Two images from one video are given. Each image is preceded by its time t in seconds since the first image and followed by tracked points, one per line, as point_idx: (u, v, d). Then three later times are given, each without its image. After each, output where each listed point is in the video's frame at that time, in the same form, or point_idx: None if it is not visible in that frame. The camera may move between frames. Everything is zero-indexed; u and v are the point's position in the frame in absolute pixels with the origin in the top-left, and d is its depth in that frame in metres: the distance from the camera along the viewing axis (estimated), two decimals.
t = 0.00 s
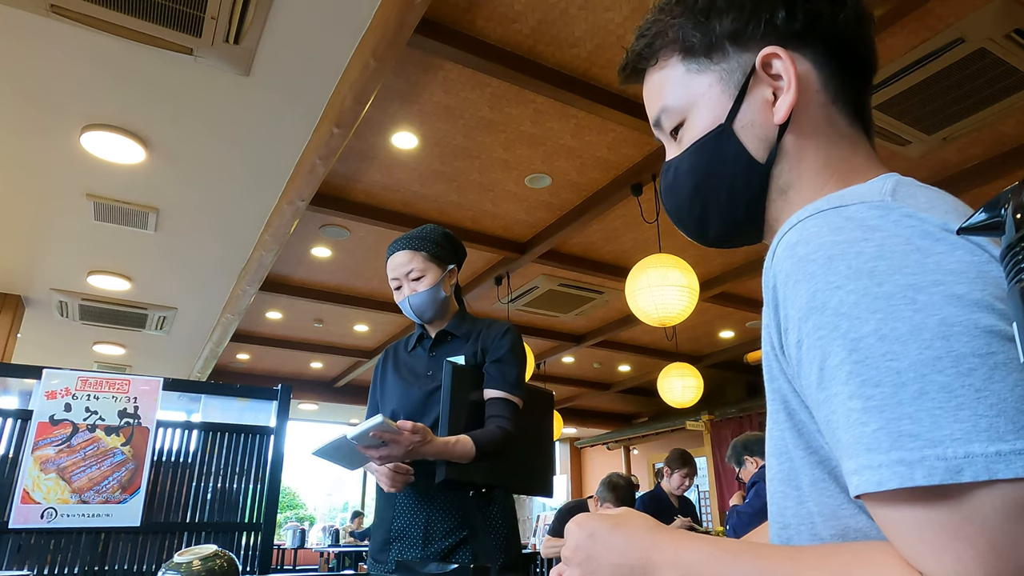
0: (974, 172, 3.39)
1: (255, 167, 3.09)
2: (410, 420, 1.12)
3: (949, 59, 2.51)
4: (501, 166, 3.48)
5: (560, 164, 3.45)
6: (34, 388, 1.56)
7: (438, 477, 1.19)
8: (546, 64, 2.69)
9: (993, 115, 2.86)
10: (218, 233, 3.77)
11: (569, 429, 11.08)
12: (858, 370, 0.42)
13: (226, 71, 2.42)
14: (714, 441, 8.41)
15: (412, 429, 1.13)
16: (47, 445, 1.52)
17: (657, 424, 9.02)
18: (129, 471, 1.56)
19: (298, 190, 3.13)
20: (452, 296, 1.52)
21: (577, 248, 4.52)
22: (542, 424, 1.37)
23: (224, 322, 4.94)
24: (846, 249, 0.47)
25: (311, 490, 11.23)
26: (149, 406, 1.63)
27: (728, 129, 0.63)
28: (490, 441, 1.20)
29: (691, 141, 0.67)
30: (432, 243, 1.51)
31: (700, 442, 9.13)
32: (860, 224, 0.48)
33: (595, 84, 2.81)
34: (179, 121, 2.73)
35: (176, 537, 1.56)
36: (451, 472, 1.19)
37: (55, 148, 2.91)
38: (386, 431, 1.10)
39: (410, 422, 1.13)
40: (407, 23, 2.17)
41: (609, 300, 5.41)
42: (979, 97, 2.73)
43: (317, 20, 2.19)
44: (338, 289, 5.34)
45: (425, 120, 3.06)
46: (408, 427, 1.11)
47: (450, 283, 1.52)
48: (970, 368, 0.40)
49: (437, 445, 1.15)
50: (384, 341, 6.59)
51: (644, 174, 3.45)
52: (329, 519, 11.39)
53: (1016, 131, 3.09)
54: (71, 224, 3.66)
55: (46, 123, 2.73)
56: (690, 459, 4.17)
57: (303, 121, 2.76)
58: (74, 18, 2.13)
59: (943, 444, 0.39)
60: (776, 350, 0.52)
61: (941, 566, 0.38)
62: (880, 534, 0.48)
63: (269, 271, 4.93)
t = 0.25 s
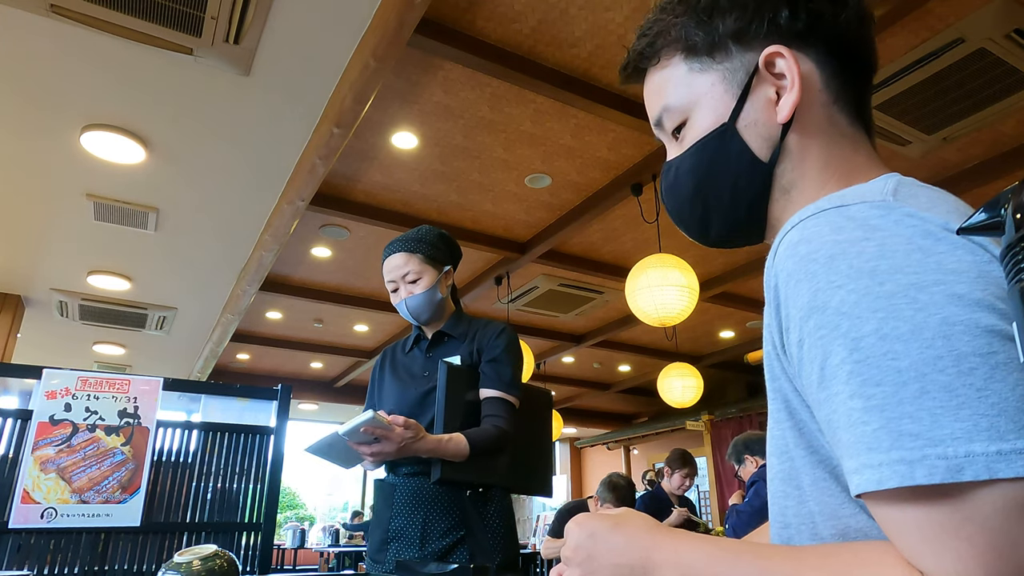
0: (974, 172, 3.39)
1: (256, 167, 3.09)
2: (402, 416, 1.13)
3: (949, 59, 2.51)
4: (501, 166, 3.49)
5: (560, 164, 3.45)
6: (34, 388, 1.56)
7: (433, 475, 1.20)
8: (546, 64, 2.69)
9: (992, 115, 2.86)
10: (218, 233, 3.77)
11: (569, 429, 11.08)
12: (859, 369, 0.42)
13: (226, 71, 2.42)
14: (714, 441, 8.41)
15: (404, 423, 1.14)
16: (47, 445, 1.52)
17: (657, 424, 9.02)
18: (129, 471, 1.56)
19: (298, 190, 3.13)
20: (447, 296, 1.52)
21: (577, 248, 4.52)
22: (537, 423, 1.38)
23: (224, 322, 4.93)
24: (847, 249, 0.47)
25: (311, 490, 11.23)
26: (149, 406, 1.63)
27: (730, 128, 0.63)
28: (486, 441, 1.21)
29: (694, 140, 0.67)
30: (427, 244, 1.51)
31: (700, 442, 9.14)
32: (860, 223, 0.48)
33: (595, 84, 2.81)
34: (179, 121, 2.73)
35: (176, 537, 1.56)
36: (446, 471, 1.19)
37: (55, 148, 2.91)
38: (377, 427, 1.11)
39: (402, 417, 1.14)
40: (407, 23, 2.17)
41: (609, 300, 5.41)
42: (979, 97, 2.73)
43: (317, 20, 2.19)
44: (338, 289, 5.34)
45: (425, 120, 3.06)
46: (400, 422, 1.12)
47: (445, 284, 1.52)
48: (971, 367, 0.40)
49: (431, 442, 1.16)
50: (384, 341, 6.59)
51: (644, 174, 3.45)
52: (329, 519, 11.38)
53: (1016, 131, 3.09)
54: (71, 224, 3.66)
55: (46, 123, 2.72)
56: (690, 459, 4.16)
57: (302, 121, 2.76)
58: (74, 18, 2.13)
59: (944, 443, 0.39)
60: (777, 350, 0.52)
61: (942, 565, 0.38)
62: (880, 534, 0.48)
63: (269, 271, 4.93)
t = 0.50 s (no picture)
0: (974, 172, 3.39)
1: (256, 167, 3.08)
2: (400, 411, 1.13)
3: (949, 59, 2.51)
4: (501, 166, 3.48)
5: (560, 164, 3.45)
6: (34, 388, 1.56)
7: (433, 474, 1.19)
8: (546, 64, 2.69)
9: (992, 115, 2.86)
10: (218, 233, 3.77)
11: (569, 429, 11.08)
12: (859, 369, 0.42)
13: (226, 71, 2.42)
14: (714, 441, 8.41)
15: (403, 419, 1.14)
16: (47, 445, 1.51)
17: (657, 424, 9.02)
18: (129, 471, 1.56)
19: (298, 190, 3.13)
20: (447, 298, 1.52)
21: (577, 248, 4.52)
22: (536, 422, 1.38)
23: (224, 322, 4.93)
24: (847, 249, 0.47)
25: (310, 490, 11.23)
26: (149, 406, 1.63)
27: (726, 130, 0.63)
28: (484, 440, 1.21)
29: (692, 142, 0.68)
30: (427, 245, 1.51)
31: (700, 442, 9.14)
32: (860, 224, 0.48)
33: (595, 84, 2.81)
34: (179, 121, 2.73)
35: (176, 537, 1.56)
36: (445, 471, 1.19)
37: (54, 148, 2.91)
38: (375, 421, 1.11)
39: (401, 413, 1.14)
40: (407, 23, 2.17)
41: (609, 300, 5.41)
42: (979, 97, 2.74)
43: (317, 20, 2.19)
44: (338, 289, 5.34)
45: (425, 120, 3.06)
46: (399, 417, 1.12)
47: (445, 285, 1.52)
48: (971, 367, 0.40)
49: (430, 439, 1.15)
50: (385, 341, 6.59)
51: (644, 174, 3.45)
52: (329, 519, 11.39)
53: (1015, 131, 3.09)
54: (72, 224, 3.66)
55: (46, 123, 2.73)
56: (690, 459, 4.16)
57: (302, 121, 2.76)
58: (74, 18, 2.13)
59: (944, 443, 0.39)
60: (777, 351, 0.52)
61: (941, 565, 0.38)
62: (881, 534, 0.48)
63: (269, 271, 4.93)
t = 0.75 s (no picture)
0: (974, 172, 3.39)
1: (256, 167, 3.09)
2: (399, 410, 1.13)
3: (949, 59, 2.51)
4: (501, 166, 3.48)
5: (560, 164, 3.45)
6: (34, 388, 1.56)
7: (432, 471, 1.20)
8: (546, 64, 2.69)
9: (992, 115, 2.86)
10: (218, 233, 3.77)
11: (569, 429, 11.08)
12: (858, 369, 0.42)
13: (226, 71, 2.42)
14: (714, 441, 8.41)
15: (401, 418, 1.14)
16: (47, 445, 1.51)
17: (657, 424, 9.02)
18: (129, 471, 1.56)
19: (298, 190, 3.13)
20: (446, 298, 1.52)
21: (577, 248, 4.52)
22: (535, 423, 1.38)
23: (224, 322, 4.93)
24: (846, 250, 0.47)
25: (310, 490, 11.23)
26: (149, 406, 1.63)
27: (723, 132, 0.63)
28: (484, 440, 1.21)
29: (689, 144, 0.68)
30: (428, 246, 1.51)
31: (699, 442, 9.14)
32: (860, 223, 0.48)
33: (595, 84, 2.81)
34: (179, 121, 2.73)
35: (176, 537, 1.56)
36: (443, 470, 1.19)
37: (54, 148, 2.91)
38: (374, 419, 1.10)
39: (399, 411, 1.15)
40: (407, 23, 2.17)
41: (609, 300, 5.41)
42: (979, 97, 2.73)
43: (317, 20, 2.19)
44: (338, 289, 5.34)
45: (425, 120, 3.06)
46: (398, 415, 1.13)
47: (445, 286, 1.52)
48: (971, 368, 0.40)
49: (429, 437, 1.15)
50: (385, 341, 6.59)
51: (644, 174, 3.45)
52: (329, 518, 11.38)
53: (1015, 131, 3.09)
54: (72, 224, 3.66)
55: (46, 123, 2.73)
56: (691, 458, 4.16)
57: (302, 121, 2.76)
58: (74, 18, 2.13)
59: (943, 443, 0.39)
60: (777, 351, 0.52)
61: (940, 565, 0.38)
62: (880, 534, 0.48)
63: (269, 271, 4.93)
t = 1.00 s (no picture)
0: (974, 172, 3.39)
1: (256, 167, 3.08)
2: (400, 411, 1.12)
3: (949, 59, 2.51)
4: (501, 166, 3.48)
5: (560, 164, 3.45)
6: (34, 388, 1.56)
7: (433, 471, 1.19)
8: (546, 64, 2.69)
9: (992, 115, 2.86)
10: (218, 233, 3.77)
11: (569, 429, 11.08)
12: (858, 370, 0.42)
13: (227, 71, 2.42)
14: (714, 441, 8.41)
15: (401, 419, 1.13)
16: (47, 445, 1.51)
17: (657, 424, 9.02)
18: (129, 471, 1.56)
19: (298, 190, 3.13)
20: (446, 298, 1.52)
21: (577, 248, 4.52)
22: (533, 423, 1.38)
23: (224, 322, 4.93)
24: (846, 250, 0.47)
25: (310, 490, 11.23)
26: (149, 406, 1.63)
27: (713, 137, 0.64)
28: (483, 438, 1.21)
29: (684, 149, 0.69)
30: (428, 245, 1.51)
31: (699, 442, 9.13)
32: (860, 223, 0.48)
33: (595, 84, 2.81)
34: (179, 121, 2.73)
35: (176, 537, 1.56)
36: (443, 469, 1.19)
37: (54, 148, 2.91)
38: (375, 419, 1.09)
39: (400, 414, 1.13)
40: (407, 23, 2.17)
41: (609, 300, 5.41)
42: (979, 97, 2.73)
43: (317, 20, 2.19)
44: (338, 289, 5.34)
45: (425, 120, 3.06)
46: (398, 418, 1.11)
47: (445, 286, 1.52)
48: (971, 368, 0.40)
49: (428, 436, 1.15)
50: (385, 341, 6.59)
51: (644, 174, 3.45)
52: (328, 518, 11.38)
53: (1015, 131, 3.09)
54: (71, 224, 3.66)
55: (46, 123, 2.73)
56: (691, 458, 4.15)
57: (302, 121, 2.76)
58: (74, 18, 2.13)
59: (943, 443, 0.39)
60: (777, 351, 0.52)
61: (940, 565, 0.38)
62: (879, 534, 0.48)
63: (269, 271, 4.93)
